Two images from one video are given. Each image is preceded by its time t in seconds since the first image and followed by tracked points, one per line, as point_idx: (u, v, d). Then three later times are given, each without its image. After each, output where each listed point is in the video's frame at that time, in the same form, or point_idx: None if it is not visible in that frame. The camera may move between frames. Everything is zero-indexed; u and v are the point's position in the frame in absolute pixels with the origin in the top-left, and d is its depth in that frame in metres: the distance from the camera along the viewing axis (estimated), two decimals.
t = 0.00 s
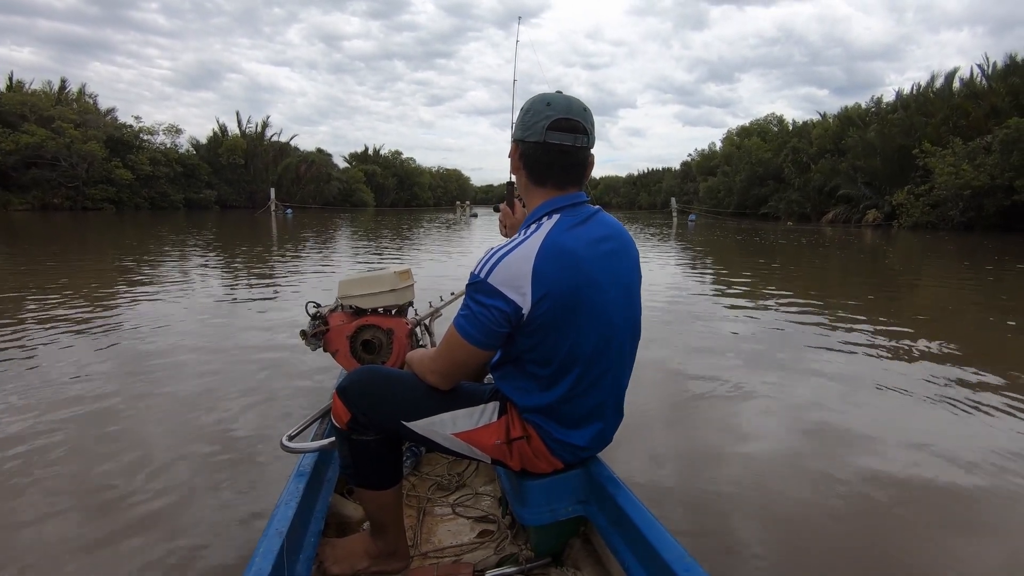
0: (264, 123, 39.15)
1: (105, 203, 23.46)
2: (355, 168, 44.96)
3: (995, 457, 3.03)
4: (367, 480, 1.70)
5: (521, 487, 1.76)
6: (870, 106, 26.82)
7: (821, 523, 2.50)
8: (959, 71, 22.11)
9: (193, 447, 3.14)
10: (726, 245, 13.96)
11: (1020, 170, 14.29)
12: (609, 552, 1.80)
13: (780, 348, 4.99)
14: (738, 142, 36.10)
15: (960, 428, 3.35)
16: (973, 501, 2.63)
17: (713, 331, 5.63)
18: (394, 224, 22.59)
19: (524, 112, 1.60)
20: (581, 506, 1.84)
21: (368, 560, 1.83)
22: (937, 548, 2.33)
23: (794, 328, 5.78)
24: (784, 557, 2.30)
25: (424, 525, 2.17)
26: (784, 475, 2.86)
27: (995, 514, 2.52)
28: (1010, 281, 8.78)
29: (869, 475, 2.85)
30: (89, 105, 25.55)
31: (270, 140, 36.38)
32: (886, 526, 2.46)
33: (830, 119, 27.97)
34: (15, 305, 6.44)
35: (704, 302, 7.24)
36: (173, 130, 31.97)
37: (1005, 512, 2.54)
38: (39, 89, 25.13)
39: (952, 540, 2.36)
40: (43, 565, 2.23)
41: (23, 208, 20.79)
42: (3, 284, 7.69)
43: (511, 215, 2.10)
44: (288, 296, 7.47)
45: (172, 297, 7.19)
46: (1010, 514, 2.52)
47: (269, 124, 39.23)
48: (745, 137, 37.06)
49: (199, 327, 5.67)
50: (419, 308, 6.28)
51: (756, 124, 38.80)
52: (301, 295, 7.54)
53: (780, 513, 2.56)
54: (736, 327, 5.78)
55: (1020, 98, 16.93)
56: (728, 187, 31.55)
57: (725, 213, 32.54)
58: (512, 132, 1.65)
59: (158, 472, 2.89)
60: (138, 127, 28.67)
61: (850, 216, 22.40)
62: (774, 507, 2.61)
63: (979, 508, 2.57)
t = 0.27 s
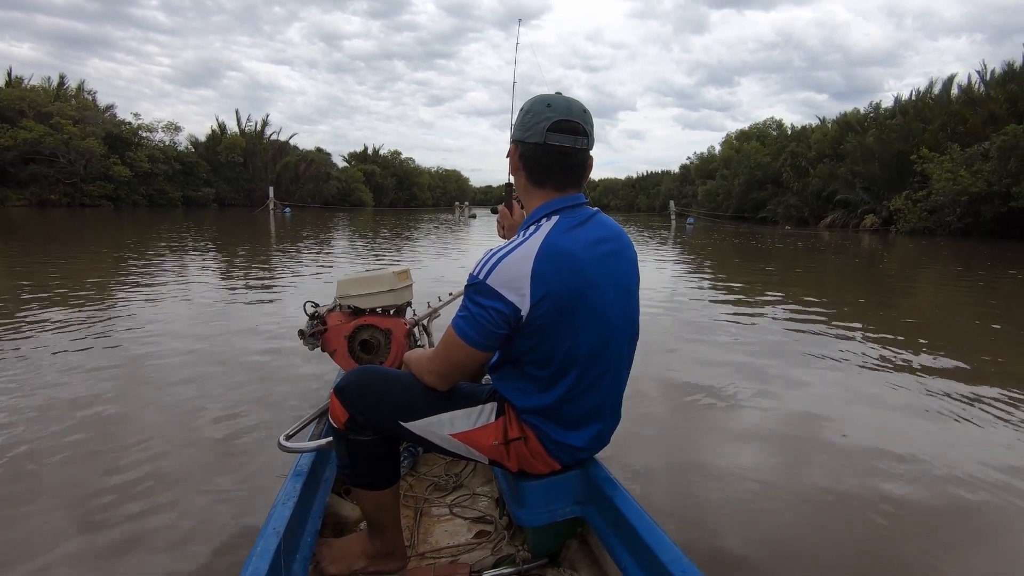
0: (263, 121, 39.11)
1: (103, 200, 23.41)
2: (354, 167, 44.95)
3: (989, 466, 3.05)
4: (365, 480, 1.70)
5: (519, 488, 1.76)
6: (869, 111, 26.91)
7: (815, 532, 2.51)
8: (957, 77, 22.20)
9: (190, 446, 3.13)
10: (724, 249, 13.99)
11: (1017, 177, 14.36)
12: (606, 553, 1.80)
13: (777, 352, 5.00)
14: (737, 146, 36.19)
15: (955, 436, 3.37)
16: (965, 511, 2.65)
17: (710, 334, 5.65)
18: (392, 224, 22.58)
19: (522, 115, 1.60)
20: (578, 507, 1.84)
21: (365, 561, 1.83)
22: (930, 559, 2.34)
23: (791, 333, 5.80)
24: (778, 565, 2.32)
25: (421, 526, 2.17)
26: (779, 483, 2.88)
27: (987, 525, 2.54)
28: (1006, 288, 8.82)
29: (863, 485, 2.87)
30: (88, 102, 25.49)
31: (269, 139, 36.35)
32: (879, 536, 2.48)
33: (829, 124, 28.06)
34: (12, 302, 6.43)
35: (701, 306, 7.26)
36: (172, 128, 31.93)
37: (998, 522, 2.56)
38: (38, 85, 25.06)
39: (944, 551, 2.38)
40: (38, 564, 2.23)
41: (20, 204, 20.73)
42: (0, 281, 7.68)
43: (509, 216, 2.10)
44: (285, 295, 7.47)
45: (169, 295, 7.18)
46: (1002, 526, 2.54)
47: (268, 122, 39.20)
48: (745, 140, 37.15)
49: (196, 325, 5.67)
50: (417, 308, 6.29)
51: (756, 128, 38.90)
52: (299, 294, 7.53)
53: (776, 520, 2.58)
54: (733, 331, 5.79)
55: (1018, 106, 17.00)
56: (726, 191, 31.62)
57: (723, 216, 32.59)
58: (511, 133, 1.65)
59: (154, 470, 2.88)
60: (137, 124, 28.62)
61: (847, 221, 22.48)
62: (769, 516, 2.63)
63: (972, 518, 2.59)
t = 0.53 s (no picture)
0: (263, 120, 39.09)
1: (101, 196, 23.37)
2: (354, 166, 44.95)
3: (984, 467, 3.06)
4: (363, 480, 1.70)
5: (516, 488, 1.76)
6: (867, 116, 27.00)
7: (812, 529, 2.51)
8: (956, 83, 22.30)
9: (186, 444, 3.13)
10: (722, 252, 14.01)
11: (1014, 183, 14.41)
12: (603, 554, 1.80)
13: (775, 355, 5.01)
14: (737, 149, 36.26)
15: (951, 438, 3.38)
16: (959, 510, 2.66)
17: (708, 337, 5.66)
18: (391, 223, 22.58)
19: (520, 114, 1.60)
20: (575, 507, 1.85)
21: (363, 560, 1.83)
22: (926, 557, 2.35)
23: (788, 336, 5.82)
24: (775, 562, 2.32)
25: (418, 525, 2.17)
26: (776, 482, 2.88)
27: (983, 524, 2.55)
28: (1003, 293, 8.85)
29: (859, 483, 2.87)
30: (87, 98, 25.46)
31: (269, 137, 36.34)
32: (875, 534, 2.48)
33: (828, 128, 28.14)
34: (9, 298, 6.41)
35: (699, 308, 7.28)
36: (172, 125, 31.91)
37: (993, 522, 2.56)
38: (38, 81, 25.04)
39: (939, 549, 2.39)
40: (34, 562, 2.22)
41: (18, 200, 20.69)
42: None
43: (508, 217, 2.11)
44: (284, 294, 7.47)
45: (167, 292, 7.17)
46: (998, 525, 2.54)
47: (268, 121, 39.19)
48: (744, 144, 37.24)
49: (194, 323, 5.67)
50: (415, 308, 6.29)
51: (755, 131, 38.99)
52: (297, 293, 7.53)
53: (772, 519, 2.59)
54: (731, 334, 5.81)
55: (1016, 112, 17.07)
56: (725, 194, 31.69)
57: (721, 219, 32.66)
58: (510, 133, 1.65)
59: (150, 468, 2.88)
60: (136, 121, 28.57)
61: (846, 225, 22.54)
62: (765, 513, 2.63)
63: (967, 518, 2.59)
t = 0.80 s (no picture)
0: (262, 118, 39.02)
1: (99, 192, 23.30)
2: (353, 164, 44.89)
3: (980, 472, 3.07)
4: (360, 478, 1.70)
5: (514, 487, 1.76)
6: (867, 120, 27.05)
7: (808, 534, 2.52)
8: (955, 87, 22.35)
9: (183, 442, 3.13)
10: (721, 253, 14.02)
11: (1012, 188, 14.44)
12: (601, 553, 1.80)
13: (773, 357, 5.02)
14: (736, 151, 36.30)
15: (948, 442, 3.39)
16: (955, 516, 2.66)
17: (706, 338, 5.66)
18: (390, 222, 22.54)
19: (519, 112, 1.60)
20: (573, 506, 1.85)
21: (360, 558, 1.83)
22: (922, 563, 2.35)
23: (786, 338, 5.83)
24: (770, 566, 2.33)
25: (416, 523, 2.17)
26: (772, 485, 2.89)
27: (978, 530, 2.56)
28: (1001, 297, 8.87)
29: (856, 488, 2.88)
30: (86, 94, 25.39)
31: (268, 135, 36.29)
32: (871, 539, 2.49)
33: (827, 131, 28.17)
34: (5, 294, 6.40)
35: (697, 310, 7.29)
36: (171, 122, 31.84)
37: (989, 528, 2.57)
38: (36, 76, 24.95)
39: (934, 554, 2.39)
40: (31, 560, 2.22)
41: (16, 195, 20.62)
42: None
43: (507, 215, 2.11)
44: (282, 291, 7.46)
45: (166, 290, 7.16)
46: (993, 532, 2.55)
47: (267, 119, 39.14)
48: (743, 146, 37.29)
49: (192, 321, 5.66)
50: (413, 306, 6.29)
51: (754, 134, 39.05)
52: (296, 291, 7.52)
53: (769, 524, 2.58)
54: (730, 336, 5.81)
55: (1014, 117, 17.12)
56: (724, 196, 31.73)
57: (720, 221, 32.70)
58: (510, 131, 1.65)
59: (147, 467, 2.88)
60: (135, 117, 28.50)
61: (844, 228, 22.57)
62: (761, 517, 2.64)
63: (963, 523, 2.60)
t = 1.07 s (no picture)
0: (262, 114, 39.00)
1: (97, 187, 23.25)
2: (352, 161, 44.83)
3: (975, 475, 3.07)
4: (357, 474, 1.69)
5: (511, 483, 1.76)
6: (866, 122, 27.09)
7: (805, 535, 2.52)
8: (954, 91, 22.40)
9: (180, 436, 3.13)
10: (719, 254, 14.04)
11: (1010, 192, 14.47)
12: (598, 550, 1.79)
13: (770, 359, 5.03)
14: (735, 152, 36.34)
15: (945, 446, 3.40)
16: (951, 516, 2.67)
17: (704, 339, 5.67)
18: (389, 220, 22.53)
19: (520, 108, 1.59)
20: (570, 503, 1.85)
21: (356, 554, 1.82)
22: (918, 562, 2.36)
23: (783, 340, 5.84)
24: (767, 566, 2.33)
25: (413, 520, 2.17)
26: (769, 486, 2.89)
27: (974, 530, 2.56)
28: (998, 300, 8.89)
29: (852, 489, 2.88)
30: (85, 88, 25.33)
31: (268, 131, 36.24)
32: (867, 539, 2.49)
33: (827, 133, 28.20)
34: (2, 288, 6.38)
35: (695, 310, 7.29)
36: (170, 117, 31.78)
37: (985, 529, 2.57)
38: (35, 69, 24.87)
39: (930, 554, 2.40)
40: (25, 553, 2.21)
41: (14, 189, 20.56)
42: None
43: (506, 213, 2.11)
44: (280, 288, 7.45)
45: (163, 285, 7.15)
46: (990, 533, 2.55)
47: (267, 115, 39.11)
48: (743, 147, 37.32)
49: (190, 316, 5.65)
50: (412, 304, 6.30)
51: (754, 135, 39.08)
52: (294, 287, 7.51)
53: (763, 525, 2.59)
54: (728, 337, 5.82)
55: (1013, 120, 17.17)
56: (723, 197, 31.76)
57: (719, 222, 32.73)
58: (510, 127, 1.64)
59: (142, 460, 2.87)
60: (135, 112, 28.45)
61: (842, 230, 22.60)
62: (758, 517, 2.64)
63: (959, 524, 2.60)
